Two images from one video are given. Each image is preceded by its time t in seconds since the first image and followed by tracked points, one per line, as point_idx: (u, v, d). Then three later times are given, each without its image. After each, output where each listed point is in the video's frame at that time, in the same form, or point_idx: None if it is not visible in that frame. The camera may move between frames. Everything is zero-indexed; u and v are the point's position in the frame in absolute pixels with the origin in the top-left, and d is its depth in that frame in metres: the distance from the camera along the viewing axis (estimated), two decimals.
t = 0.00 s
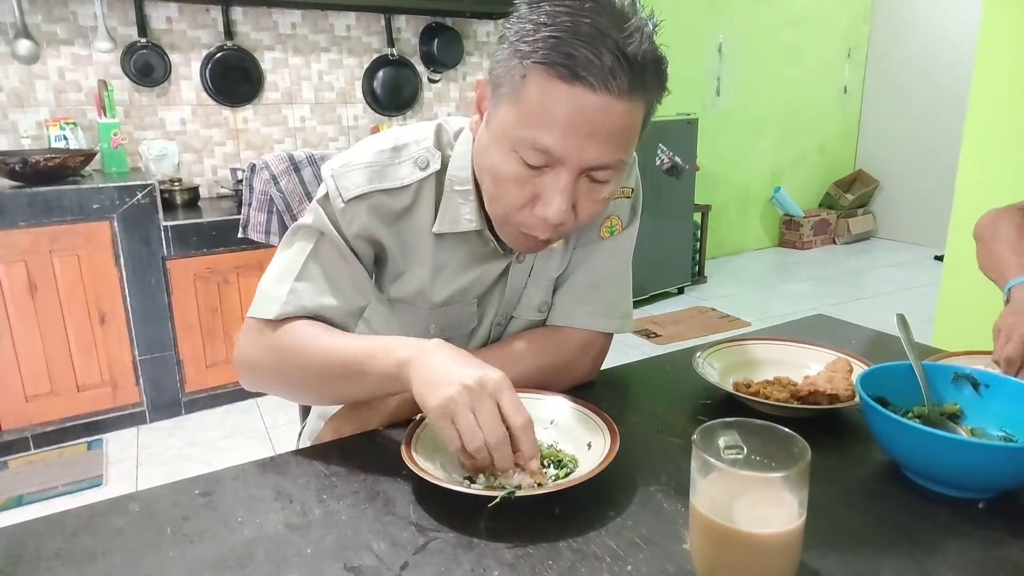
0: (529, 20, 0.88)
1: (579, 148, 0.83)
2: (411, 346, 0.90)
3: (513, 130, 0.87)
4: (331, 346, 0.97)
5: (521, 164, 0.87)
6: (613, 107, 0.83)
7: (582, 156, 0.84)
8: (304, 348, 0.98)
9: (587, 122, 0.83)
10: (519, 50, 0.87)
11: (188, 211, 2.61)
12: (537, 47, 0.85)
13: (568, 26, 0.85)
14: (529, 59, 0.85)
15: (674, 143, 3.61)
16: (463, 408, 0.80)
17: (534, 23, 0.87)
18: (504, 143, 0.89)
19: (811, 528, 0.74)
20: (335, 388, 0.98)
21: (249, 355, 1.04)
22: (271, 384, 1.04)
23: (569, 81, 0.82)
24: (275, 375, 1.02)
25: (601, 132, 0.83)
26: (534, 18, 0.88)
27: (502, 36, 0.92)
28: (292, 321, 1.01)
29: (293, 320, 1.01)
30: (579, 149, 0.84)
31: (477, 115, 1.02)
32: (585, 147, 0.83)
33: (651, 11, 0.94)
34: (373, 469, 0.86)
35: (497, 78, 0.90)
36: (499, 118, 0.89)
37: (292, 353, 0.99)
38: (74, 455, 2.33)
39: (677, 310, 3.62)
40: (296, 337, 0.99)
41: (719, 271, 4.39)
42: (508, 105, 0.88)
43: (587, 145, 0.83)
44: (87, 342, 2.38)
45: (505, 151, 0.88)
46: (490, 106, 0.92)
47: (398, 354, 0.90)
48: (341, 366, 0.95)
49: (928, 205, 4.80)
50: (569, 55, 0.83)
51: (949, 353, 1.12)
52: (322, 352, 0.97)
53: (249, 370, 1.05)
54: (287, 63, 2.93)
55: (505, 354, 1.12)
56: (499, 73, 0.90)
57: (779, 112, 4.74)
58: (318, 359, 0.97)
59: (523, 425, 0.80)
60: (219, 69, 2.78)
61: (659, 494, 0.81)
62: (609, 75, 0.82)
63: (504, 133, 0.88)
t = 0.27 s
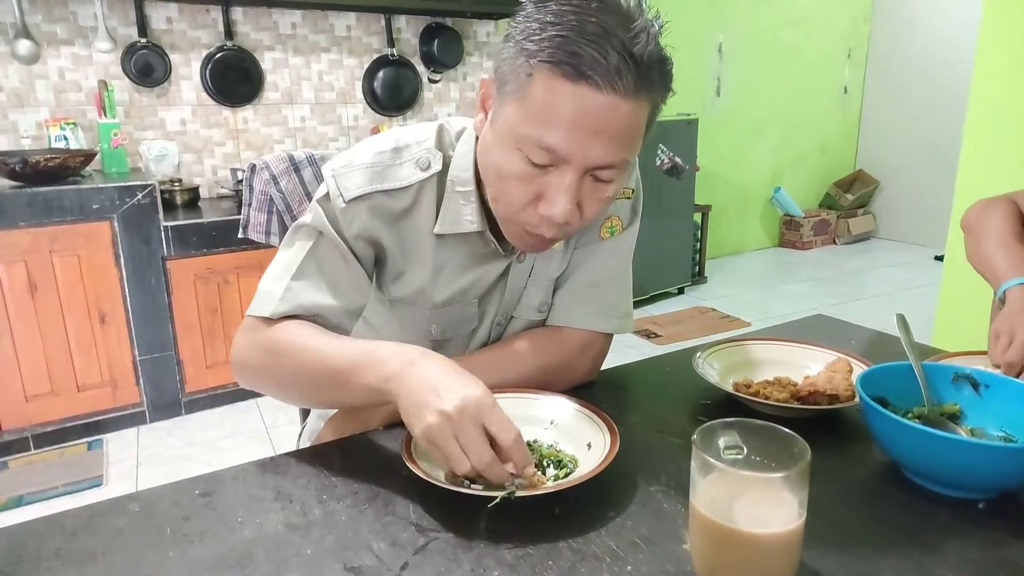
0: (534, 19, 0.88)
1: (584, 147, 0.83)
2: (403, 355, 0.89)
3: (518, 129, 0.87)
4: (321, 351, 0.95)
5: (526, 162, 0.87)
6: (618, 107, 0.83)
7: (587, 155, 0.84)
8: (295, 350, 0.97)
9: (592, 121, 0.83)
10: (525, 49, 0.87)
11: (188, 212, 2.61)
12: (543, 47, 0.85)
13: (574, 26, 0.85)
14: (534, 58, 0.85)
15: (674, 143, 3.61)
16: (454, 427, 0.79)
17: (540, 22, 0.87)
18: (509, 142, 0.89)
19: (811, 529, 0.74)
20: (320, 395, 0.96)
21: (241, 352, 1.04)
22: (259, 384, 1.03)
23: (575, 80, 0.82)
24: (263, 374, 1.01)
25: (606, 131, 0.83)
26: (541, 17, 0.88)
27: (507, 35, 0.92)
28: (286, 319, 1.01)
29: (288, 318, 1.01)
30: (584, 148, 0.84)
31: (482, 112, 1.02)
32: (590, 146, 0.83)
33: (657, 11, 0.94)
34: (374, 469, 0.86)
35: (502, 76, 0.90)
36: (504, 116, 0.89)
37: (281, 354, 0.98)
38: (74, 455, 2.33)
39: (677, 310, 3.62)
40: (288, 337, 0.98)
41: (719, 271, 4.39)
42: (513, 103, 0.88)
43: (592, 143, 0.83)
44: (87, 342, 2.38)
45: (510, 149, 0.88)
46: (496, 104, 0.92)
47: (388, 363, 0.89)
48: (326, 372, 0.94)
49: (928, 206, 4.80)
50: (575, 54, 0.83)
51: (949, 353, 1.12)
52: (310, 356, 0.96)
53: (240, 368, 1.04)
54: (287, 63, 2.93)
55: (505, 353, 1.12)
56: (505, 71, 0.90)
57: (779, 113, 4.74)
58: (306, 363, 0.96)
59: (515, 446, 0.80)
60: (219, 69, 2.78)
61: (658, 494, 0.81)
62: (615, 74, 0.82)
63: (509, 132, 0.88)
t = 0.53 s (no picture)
0: (536, 19, 0.88)
1: (585, 146, 0.84)
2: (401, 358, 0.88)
3: (519, 129, 0.87)
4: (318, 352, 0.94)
5: (527, 162, 0.87)
6: (619, 106, 0.83)
7: (588, 154, 0.84)
8: (291, 350, 0.96)
9: (593, 120, 0.83)
10: (527, 49, 0.87)
11: (188, 212, 2.61)
12: (545, 46, 0.85)
13: (576, 26, 0.85)
14: (536, 58, 0.85)
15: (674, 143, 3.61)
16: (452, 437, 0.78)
17: (541, 22, 0.87)
18: (509, 142, 0.89)
19: (811, 529, 0.74)
20: (317, 395, 0.95)
21: (239, 350, 1.03)
22: (255, 382, 1.02)
23: (576, 80, 0.83)
24: (257, 371, 1.00)
25: (607, 130, 0.83)
26: (542, 17, 0.88)
27: (509, 35, 0.92)
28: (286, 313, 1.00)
29: (287, 312, 1.01)
30: (584, 147, 0.84)
31: (484, 112, 1.02)
32: (591, 145, 0.83)
33: (658, 11, 0.95)
34: (374, 469, 0.86)
35: (503, 77, 0.91)
36: (505, 116, 0.89)
37: (279, 354, 0.97)
38: (74, 455, 2.33)
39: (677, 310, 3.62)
40: (285, 336, 0.97)
41: (718, 271, 4.39)
42: (514, 103, 0.88)
43: (593, 143, 0.83)
44: (87, 342, 2.38)
45: (511, 149, 0.88)
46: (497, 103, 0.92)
47: (386, 364, 0.88)
48: (321, 371, 0.93)
49: (928, 206, 4.80)
50: (576, 53, 0.83)
51: (948, 354, 1.13)
52: (305, 354, 0.95)
53: (237, 366, 1.03)
54: (287, 63, 2.93)
55: (506, 353, 1.12)
56: (506, 71, 0.90)
57: (779, 113, 4.74)
58: (301, 360, 0.95)
59: (513, 455, 0.79)
60: (219, 69, 2.78)
61: (658, 494, 0.81)
62: (616, 74, 0.83)
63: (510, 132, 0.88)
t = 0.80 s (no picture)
0: (535, 20, 0.88)
1: (583, 148, 0.83)
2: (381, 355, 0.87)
3: (517, 131, 0.87)
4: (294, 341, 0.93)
5: (526, 164, 0.87)
6: (618, 108, 0.83)
7: (586, 157, 0.84)
8: (266, 337, 0.94)
9: (591, 122, 0.82)
10: (525, 51, 0.87)
11: (188, 211, 2.61)
12: (544, 49, 0.85)
13: (574, 28, 0.85)
14: (534, 61, 0.85)
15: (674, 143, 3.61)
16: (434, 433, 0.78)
17: (540, 25, 0.87)
18: (508, 144, 0.89)
19: (811, 529, 0.74)
20: (286, 384, 0.93)
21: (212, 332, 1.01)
22: (226, 365, 1.00)
23: (575, 82, 0.82)
24: (230, 359, 0.98)
25: (605, 132, 0.83)
26: (541, 19, 0.88)
27: (507, 36, 0.92)
28: (264, 300, 0.98)
29: (267, 300, 0.99)
30: (582, 149, 0.83)
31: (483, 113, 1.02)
32: (589, 147, 0.83)
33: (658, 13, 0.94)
34: (373, 468, 0.86)
35: (502, 79, 0.91)
36: (504, 118, 0.89)
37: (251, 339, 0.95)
38: (74, 454, 2.33)
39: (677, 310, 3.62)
40: (261, 324, 0.95)
41: (719, 271, 4.39)
42: (513, 105, 0.88)
43: (592, 144, 0.83)
44: (87, 342, 2.38)
45: (509, 151, 0.88)
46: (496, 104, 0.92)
47: (364, 362, 0.86)
48: (294, 365, 0.91)
49: (928, 205, 4.80)
50: (575, 56, 0.83)
51: (948, 353, 1.13)
52: (278, 347, 0.93)
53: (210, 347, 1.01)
54: (287, 63, 2.93)
55: (505, 353, 1.12)
56: (505, 73, 0.90)
57: (779, 113, 4.74)
58: (273, 353, 0.93)
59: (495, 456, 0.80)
60: (219, 68, 2.78)
61: (658, 494, 0.81)
62: (614, 76, 0.82)
63: (508, 133, 0.88)
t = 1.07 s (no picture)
0: None
1: (567, 101, 0.84)
2: (374, 350, 0.89)
3: (504, 94, 0.88)
4: (292, 336, 0.94)
5: (514, 126, 0.88)
6: (601, 63, 0.84)
7: (571, 113, 0.84)
8: (262, 333, 0.96)
9: (574, 74, 0.84)
10: (511, 19, 0.89)
11: (188, 211, 2.61)
12: (530, 13, 0.87)
13: None
14: (519, 25, 0.87)
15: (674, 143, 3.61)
16: (424, 415, 0.79)
17: None
18: (496, 109, 0.90)
19: (811, 529, 0.74)
20: (285, 379, 0.95)
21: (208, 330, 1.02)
22: (224, 363, 1.01)
23: (559, 40, 0.84)
24: (228, 357, 0.99)
25: (589, 86, 0.84)
26: None
27: (497, 15, 0.94)
28: (261, 302, 0.98)
29: (263, 301, 0.99)
30: (566, 104, 0.84)
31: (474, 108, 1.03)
32: (575, 103, 0.84)
33: None
34: (373, 469, 0.86)
35: (491, 51, 0.92)
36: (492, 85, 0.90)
37: (249, 335, 0.96)
38: (74, 455, 2.33)
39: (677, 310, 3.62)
40: (259, 321, 0.97)
41: (718, 271, 4.39)
42: (501, 70, 0.89)
43: (576, 97, 0.84)
44: (87, 342, 2.38)
45: (497, 115, 0.89)
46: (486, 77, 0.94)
47: (360, 353, 0.88)
48: (293, 359, 0.93)
49: (927, 206, 4.80)
50: (558, 16, 0.84)
51: (948, 354, 1.13)
52: (276, 341, 0.94)
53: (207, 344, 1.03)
54: (287, 63, 2.93)
55: (504, 353, 1.12)
56: (494, 44, 0.92)
57: (779, 113, 4.74)
58: (272, 347, 0.94)
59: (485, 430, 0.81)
60: (219, 69, 2.78)
61: (658, 494, 0.81)
62: (596, 33, 0.84)
63: (495, 98, 0.89)
